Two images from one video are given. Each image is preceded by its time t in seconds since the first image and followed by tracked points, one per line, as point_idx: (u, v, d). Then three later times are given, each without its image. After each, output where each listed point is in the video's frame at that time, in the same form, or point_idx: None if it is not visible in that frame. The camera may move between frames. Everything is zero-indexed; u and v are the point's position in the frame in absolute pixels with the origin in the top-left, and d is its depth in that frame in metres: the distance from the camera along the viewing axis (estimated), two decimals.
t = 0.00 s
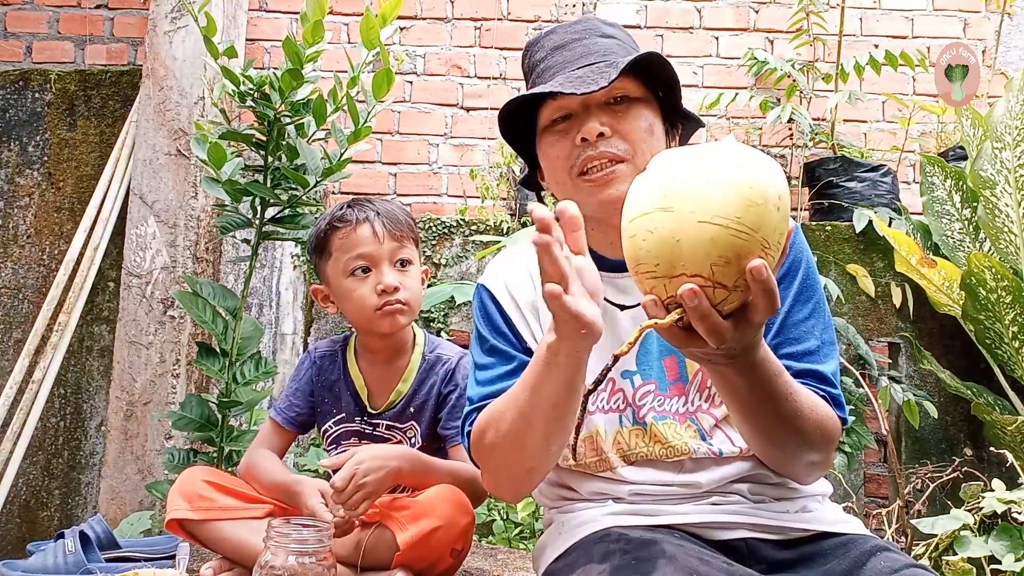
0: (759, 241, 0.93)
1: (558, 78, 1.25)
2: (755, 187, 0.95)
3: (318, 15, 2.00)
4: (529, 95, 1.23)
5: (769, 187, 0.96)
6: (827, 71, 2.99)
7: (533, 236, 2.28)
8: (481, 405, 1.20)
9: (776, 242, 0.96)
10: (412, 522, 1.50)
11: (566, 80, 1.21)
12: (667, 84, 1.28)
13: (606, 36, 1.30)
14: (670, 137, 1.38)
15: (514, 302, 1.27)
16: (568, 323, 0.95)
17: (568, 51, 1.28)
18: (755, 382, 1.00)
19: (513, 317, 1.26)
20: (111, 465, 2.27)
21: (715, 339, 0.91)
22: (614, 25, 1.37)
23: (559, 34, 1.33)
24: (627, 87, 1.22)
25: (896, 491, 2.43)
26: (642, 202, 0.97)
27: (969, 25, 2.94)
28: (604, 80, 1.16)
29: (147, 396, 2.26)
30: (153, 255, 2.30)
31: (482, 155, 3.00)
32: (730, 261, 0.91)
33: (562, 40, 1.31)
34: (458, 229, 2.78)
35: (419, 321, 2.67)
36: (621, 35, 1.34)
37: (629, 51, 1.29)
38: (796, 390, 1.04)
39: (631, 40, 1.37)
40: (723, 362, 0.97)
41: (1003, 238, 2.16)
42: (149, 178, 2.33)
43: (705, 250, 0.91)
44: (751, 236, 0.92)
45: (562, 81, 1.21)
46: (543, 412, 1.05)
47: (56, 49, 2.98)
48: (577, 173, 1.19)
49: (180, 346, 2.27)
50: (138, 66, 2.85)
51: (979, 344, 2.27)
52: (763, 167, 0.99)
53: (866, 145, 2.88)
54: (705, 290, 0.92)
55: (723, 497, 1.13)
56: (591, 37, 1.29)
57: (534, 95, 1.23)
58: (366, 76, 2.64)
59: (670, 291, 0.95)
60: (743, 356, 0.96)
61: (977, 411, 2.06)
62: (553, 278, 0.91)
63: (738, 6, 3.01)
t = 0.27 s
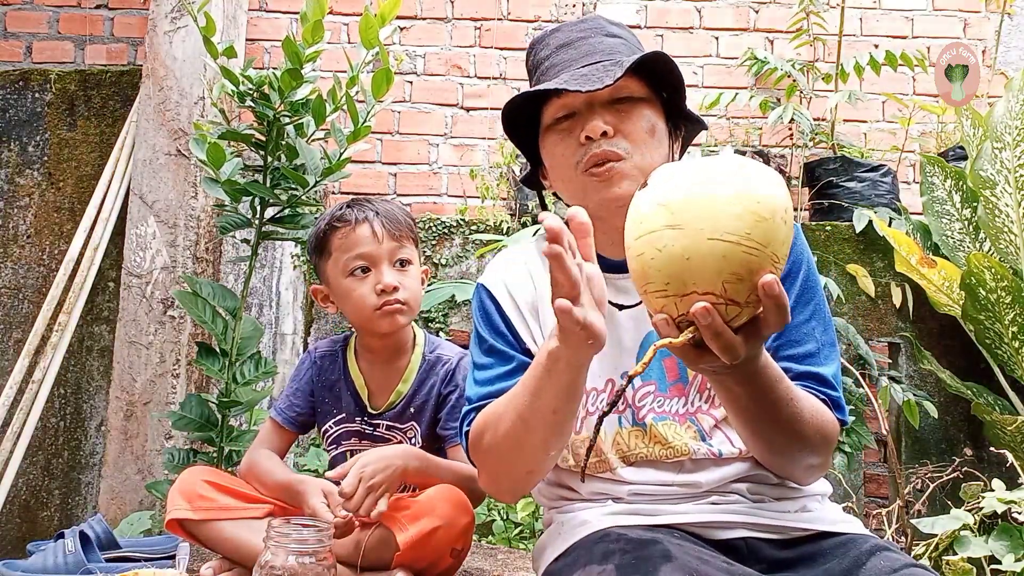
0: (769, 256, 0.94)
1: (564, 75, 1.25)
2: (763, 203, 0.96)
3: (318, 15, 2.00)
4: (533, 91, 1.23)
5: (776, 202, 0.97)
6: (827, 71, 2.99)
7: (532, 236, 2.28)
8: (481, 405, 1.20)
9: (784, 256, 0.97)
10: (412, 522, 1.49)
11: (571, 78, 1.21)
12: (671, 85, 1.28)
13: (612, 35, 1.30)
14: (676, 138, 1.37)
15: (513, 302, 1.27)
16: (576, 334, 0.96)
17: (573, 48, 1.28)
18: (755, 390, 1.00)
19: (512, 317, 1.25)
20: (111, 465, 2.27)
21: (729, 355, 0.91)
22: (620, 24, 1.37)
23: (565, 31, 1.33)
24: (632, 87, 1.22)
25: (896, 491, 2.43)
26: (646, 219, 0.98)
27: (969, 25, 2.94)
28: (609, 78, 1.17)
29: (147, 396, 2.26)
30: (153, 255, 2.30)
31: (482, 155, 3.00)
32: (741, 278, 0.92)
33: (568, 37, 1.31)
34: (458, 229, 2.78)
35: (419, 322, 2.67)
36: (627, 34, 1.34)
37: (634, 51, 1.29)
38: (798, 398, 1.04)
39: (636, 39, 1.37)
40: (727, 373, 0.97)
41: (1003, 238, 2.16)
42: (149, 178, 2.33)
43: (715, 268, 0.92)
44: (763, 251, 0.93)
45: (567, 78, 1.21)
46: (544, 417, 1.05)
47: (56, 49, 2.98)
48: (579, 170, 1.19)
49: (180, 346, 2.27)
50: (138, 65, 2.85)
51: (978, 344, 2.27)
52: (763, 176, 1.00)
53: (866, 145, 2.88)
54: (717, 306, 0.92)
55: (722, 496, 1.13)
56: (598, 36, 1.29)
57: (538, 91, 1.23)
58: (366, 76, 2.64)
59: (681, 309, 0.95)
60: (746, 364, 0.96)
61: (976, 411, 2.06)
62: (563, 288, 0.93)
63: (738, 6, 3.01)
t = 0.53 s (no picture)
0: (773, 275, 0.93)
1: (564, 71, 1.25)
2: (767, 220, 0.94)
3: (317, 15, 2.00)
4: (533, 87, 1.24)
5: (779, 218, 0.96)
6: (827, 71, 2.99)
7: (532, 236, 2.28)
8: (481, 407, 1.20)
9: (788, 273, 0.96)
10: (412, 523, 1.49)
11: (571, 74, 1.22)
12: (673, 82, 1.28)
13: (614, 32, 1.30)
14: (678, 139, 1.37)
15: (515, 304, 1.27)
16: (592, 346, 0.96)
17: (574, 45, 1.29)
18: (762, 402, 1.00)
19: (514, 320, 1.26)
20: (111, 465, 2.27)
21: (734, 374, 0.92)
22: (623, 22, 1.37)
23: (566, 29, 1.33)
24: (632, 82, 1.22)
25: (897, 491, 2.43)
26: (645, 236, 0.97)
27: (969, 25, 2.94)
28: (610, 73, 1.18)
29: (147, 396, 2.26)
30: (153, 255, 2.30)
31: (482, 155, 3.00)
32: (745, 297, 0.91)
33: (569, 34, 1.32)
34: (458, 229, 2.78)
35: (419, 322, 2.67)
36: (629, 31, 1.34)
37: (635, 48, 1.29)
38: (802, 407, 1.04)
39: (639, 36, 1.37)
40: (733, 388, 0.97)
41: (1003, 238, 2.16)
42: (149, 178, 2.33)
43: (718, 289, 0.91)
44: (766, 270, 0.92)
45: (566, 75, 1.22)
46: (545, 420, 1.05)
47: (56, 49, 2.98)
48: (578, 165, 1.18)
49: (180, 346, 2.27)
50: (138, 65, 2.85)
51: (978, 344, 2.27)
52: (765, 190, 0.99)
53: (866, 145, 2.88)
54: (721, 326, 0.92)
55: (724, 497, 1.13)
56: (599, 32, 1.30)
57: (539, 87, 1.24)
58: (366, 76, 2.64)
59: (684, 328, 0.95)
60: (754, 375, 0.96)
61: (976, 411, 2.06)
62: (541, 299, 0.95)
63: (738, 6, 3.01)
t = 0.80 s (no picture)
0: (758, 290, 0.92)
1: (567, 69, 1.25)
2: (750, 234, 0.94)
3: (318, 15, 2.00)
4: (536, 85, 1.24)
5: (764, 233, 0.95)
6: (827, 71, 2.99)
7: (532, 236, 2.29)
8: (480, 410, 1.20)
9: (777, 290, 0.95)
10: (412, 523, 1.50)
11: (575, 73, 1.21)
12: (677, 82, 1.28)
13: (618, 31, 1.30)
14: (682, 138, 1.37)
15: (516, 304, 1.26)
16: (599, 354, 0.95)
17: (578, 43, 1.28)
18: (763, 414, 1.00)
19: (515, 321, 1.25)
20: (111, 465, 2.27)
21: (720, 390, 0.92)
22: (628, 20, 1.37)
23: (570, 26, 1.33)
24: (637, 81, 1.22)
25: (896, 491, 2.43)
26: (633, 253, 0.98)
27: (969, 25, 2.94)
28: (614, 71, 1.18)
29: (146, 396, 2.26)
30: (153, 255, 2.30)
31: (482, 155, 3.00)
32: (727, 313, 0.91)
33: (574, 32, 1.31)
34: (458, 229, 2.78)
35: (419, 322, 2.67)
36: (634, 30, 1.34)
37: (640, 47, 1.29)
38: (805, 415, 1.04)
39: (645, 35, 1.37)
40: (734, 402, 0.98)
41: (1003, 238, 2.16)
42: (149, 178, 2.33)
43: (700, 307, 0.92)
44: (749, 285, 0.92)
45: (570, 73, 1.21)
46: (540, 426, 1.05)
47: (56, 49, 2.98)
48: (583, 169, 1.18)
49: (180, 346, 2.27)
50: (138, 65, 2.85)
51: (978, 344, 2.27)
52: (754, 207, 0.99)
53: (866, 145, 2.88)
54: (704, 343, 0.92)
55: (725, 498, 1.13)
56: (604, 31, 1.29)
57: (542, 86, 1.24)
58: (366, 76, 2.64)
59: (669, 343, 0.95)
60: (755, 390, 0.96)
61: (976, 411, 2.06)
62: (541, 311, 0.95)
63: (738, 6, 3.01)
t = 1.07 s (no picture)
0: (720, 327, 0.91)
1: (573, 65, 1.24)
2: (710, 270, 0.92)
3: (318, 15, 2.00)
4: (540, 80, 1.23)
5: (727, 266, 0.93)
6: (827, 71, 2.99)
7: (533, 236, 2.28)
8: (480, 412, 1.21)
9: (746, 325, 0.92)
10: (413, 523, 1.50)
11: (580, 69, 1.21)
12: (684, 81, 1.27)
13: (625, 26, 1.29)
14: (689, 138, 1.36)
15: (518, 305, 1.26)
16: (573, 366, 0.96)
17: (584, 39, 1.27)
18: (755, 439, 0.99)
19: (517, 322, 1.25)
20: (111, 465, 2.27)
21: (693, 428, 0.91)
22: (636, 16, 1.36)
23: (576, 21, 1.31)
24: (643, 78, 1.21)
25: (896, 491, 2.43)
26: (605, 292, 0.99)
27: (969, 25, 2.94)
28: (620, 68, 1.17)
29: (146, 396, 2.26)
30: (153, 255, 2.30)
31: (482, 155, 3.00)
32: (689, 351, 0.90)
33: (580, 27, 1.30)
34: (458, 229, 2.78)
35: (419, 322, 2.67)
36: (641, 25, 1.32)
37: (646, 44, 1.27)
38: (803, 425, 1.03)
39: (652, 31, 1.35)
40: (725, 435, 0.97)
41: (1003, 238, 2.16)
42: (149, 178, 2.33)
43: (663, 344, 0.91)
44: (709, 322, 0.90)
45: (575, 69, 1.21)
46: (535, 422, 1.05)
47: (56, 50, 2.98)
48: (585, 166, 1.18)
49: (180, 346, 2.27)
50: (138, 65, 2.85)
51: (978, 344, 2.27)
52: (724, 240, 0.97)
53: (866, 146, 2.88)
54: (671, 381, 0.91)
55: (726, 500, 1.13)
56: (610, 26, 1.28)
57: (547, 82, 1.23)
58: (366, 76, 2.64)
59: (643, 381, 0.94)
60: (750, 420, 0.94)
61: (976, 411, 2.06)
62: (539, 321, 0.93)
63: (738, 6, 3.01)
